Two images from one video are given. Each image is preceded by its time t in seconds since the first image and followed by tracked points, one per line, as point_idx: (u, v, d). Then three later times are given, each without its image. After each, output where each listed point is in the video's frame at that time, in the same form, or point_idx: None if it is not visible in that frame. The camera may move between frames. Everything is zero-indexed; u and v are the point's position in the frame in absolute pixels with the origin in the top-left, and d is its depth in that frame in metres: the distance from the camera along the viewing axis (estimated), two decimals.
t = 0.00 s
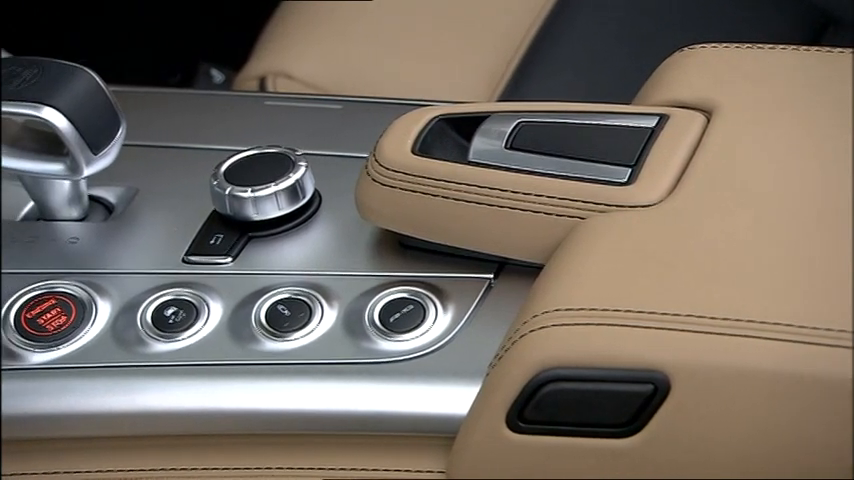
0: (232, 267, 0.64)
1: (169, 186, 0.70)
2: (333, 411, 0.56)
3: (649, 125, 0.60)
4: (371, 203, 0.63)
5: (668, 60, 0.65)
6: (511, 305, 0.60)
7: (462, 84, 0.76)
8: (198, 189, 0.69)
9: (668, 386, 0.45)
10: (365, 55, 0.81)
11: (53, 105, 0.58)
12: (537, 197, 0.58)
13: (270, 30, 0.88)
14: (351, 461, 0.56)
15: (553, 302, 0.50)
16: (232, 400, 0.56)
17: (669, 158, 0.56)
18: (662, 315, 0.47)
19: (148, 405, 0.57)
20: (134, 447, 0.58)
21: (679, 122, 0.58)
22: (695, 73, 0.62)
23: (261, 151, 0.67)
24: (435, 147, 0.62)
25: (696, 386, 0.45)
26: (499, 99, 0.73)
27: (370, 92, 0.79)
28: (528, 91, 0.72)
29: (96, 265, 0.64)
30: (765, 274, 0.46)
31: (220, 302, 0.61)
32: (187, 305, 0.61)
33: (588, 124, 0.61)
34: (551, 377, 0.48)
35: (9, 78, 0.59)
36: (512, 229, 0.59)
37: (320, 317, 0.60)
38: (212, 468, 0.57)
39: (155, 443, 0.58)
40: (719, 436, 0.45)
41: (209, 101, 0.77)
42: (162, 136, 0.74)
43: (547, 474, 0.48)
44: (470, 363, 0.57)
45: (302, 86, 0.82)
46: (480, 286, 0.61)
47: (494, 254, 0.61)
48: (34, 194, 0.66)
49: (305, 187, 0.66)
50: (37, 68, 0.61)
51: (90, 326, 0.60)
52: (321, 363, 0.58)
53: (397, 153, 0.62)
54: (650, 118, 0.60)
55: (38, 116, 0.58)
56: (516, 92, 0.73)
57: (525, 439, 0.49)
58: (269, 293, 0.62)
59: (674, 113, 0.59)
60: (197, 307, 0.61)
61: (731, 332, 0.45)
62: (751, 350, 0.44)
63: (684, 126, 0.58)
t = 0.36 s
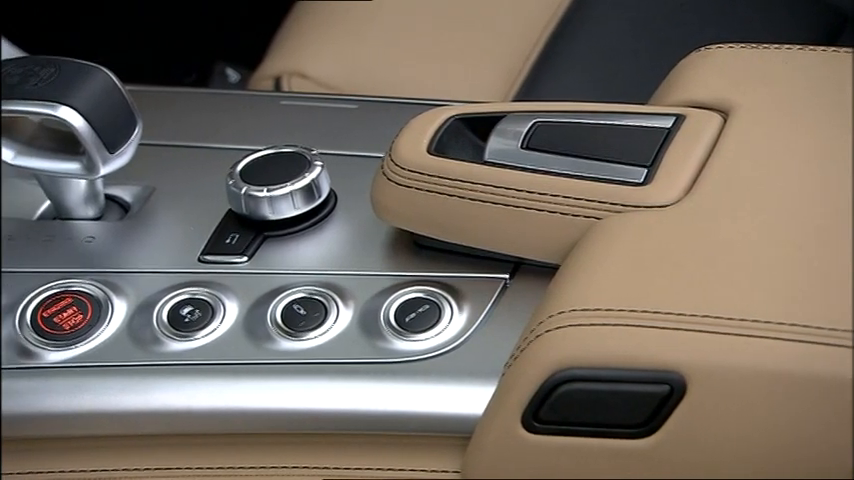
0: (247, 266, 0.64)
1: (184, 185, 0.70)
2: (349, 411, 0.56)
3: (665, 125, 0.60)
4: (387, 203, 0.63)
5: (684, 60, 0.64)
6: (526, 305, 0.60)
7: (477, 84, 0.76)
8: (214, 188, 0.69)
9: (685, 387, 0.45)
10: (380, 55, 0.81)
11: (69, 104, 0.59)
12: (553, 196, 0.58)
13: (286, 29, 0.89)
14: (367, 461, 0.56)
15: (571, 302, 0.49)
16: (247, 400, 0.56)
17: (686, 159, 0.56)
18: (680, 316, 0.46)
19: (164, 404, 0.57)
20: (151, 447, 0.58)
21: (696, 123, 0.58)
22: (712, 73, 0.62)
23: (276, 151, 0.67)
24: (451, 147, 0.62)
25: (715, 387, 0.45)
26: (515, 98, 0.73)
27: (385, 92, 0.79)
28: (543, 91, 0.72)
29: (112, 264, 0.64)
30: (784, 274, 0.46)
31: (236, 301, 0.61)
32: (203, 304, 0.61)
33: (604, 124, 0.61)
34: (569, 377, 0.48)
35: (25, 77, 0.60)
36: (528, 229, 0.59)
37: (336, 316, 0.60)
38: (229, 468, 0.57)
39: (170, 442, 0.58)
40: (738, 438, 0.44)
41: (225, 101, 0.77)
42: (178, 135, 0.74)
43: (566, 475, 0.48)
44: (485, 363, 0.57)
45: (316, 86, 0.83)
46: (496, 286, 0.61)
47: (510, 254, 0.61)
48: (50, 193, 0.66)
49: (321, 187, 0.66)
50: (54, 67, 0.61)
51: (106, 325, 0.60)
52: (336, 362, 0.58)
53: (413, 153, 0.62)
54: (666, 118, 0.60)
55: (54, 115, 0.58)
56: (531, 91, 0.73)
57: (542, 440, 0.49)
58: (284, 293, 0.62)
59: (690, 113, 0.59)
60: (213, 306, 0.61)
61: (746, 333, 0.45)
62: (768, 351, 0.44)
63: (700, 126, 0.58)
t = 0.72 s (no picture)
0: (263, 266, 0.64)
1: (199, 184, 0.70)
2: (364, 411, 0.56)
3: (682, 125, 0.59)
4: (402, 203, 0.63)
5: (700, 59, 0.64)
6: (542, 306, 0.60)
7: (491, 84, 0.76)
8: (229, 188, 0.69)
9: (700, 389, 0.45)
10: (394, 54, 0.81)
11: (86, 103, 0.59)
12: (570, 196, 0.58)
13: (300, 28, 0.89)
14: (380, 460, 0.56)
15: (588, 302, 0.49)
16: (263, 399, 0.57)
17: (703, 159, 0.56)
18: (700, 316, 0.46)
19: (180, 403, 0.57)
20: (164, 446, 0.58)
21: (713, 123, 0.58)
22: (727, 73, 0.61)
23: (293, 150, 0.67)
24: (467, 147, 0.62)
25: (734, 388, 0.45)
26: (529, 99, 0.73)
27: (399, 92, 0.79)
28: (557, 90, 0.72)
29: (128, 263, 0.64)
30: (804, 275, 0.46)
31: (251, 300, 0.62)
32: (219, 304, 0.61)
33: (620, 124, 0.60)
34: (588, 377, 0.48)
35: (44, 76, 0.61)
36: (545, 229, 0.59)
37: (352, 315, 0.60)
38: (244, 467, 0.57)
39: (186, 442, 0.58)
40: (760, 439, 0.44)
41: (240, 99, 0.77)
42: (194, 134, 0.74)
43: (584, 475, 0.48)
44: (501, 363, 0.57)
45: (331, 86, 0.82)
46: (512, 286, 0.61)
47: (526, 254, 0.61)
48: (66, 193, 0.66)
49: (337, 186, 0.66)
50: (71, 66, 0.61)
51: (122, 324, 0.61)
52: (351, 361, 0.58)
53: (429, 152, 0.62)
54: (683, 118, 0.60)
55: (70, 114, 0.59)
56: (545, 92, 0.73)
57: (561, 440, 0.48)
58: (300, 292, 0.62)
59: (706, 114, 0.59)
60: (228, 306, 0.61)
61: (764, 333, 0.45)
62: (791, 352, 0.44)
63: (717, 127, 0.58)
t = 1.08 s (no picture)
0: (279, 265, 0.64)
1: (215, 184, 0.70)
2: (379, 410, 0.56)
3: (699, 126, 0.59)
4: (418, 202, 0.63)
5: (717, 60, 0.64)
6: (558, 306, 0.60)
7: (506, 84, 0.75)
8: (245, 187, 0.69)
9: (717, 391, 0.45)
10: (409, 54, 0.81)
11: (103, 102, 0.59)
12: (586, 196, 0.58)
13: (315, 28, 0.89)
14: (394, 460, 0.56)
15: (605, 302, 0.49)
16: (278, 398, 0.57)
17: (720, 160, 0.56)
18: (718, 317, 0.46)
19: (196, 402, 0.57)
20: (180, 445, 0.58)
21: (730, 123, 0.58)
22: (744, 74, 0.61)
23: (309, 150, 0.67)
24: (483, 147, 0.62)
25: (757, 389, 0.44)
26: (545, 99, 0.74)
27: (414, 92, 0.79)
28: (573, 90, 0.73)
29: (144, 262, 0.64)
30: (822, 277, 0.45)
31: (267, 300, 0.62)
32: (235, 303, 0.61)
33: (637, 125, 0.60)
34: (606, 377, 0.48)
35: (61, 76, 0.61)
36: (561, 229, 0.59)
37: (367, 315, 0.60)
38: (260, 466, 0.57)
39: (201, 440, 0.58)
40: (782, 441, 0.44)
41: (256, 98, 0.77)
42: (210, 133, 0.74)
43: (603, 475, 0.48)
44: (518, 363, 0.57)
45: (346, 85, 0.82)
46: (527, 286, 0.61)
47: (542, 254, 0.61)
48: (83, 192, 0.66)
49: (353, 186, 0.66)
50: (89, 65, 0.62)
51: (138, 324, 0.61)
52: (367, 361, 0.58)
53: (446, 152, 0.62)
54: (700, 119, 0.60)
55: (88, 113, 0.59)
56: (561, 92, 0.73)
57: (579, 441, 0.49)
58: (316, 292, 0.62)
59: (724, 114, 0.59)
60: (244, 305, 0.61)
61: (785, 334, 0.44)
62: (814, 354, 0.44)
63: (734, 127, 0.57)
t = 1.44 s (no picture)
0: (293, 265, 0.64)
1: (229, 183, 0.70)
2: (393, 410, 0.56)
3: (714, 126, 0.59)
4: (433, 202, 0.63)
5: (733, 60, 0.64)
6: (573, 306, 0.60)
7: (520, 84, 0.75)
8: (259, 187, 0.69)
9: (732, 391, 0.45)
10: (423, 53, 0.81)
11: (118, 102, 0.59)
12: (601, 196, 0.58)
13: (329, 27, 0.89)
14: (408, 460, 0.56)
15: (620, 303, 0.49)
16: (292, 397, 0.57)
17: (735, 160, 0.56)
18: (729, 317, 0.46)
19: (210, 401, 0.57)
20: (195, 443, 0.58)
21: (746, 124, 0.58)
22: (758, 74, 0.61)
23: (324, 150, 0.67)
24: (498, 147, 0.62)
25: (773, 390, 0.44)
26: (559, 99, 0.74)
27: (428, 91, 0.79)
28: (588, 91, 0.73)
29: (159, 261, 0.64)
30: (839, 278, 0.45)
31: (281, 300, 0.62)
32: (250, 303, 0.61)
33: (652, 125, 0.60)
34: (622, 377, 0.48)
35: (77, 75, 0.61)
36: (575, 229, 0.59)
37: (381, 314, 0.60)
38: (275, 466, 0.57)
39: (215, 439, 0.58)
40: (802, 444, 0.44)
41: (270, 98, 0.77)
42: (225, 133, 0.74)
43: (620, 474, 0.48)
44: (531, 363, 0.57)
45: (361, 85, 0.82)
46: (542, 286, 0.61)
47: (556, 254, 0.61)
48: (99, 191, 0.67)
49: (367, 186, 0.66)
50: (104, 65, 0.62)
51: (153, 322, 0.61)
52: (380, 361, 0.58)
53: (460, 152, 0.62)
54: (715, 119, 0.60)
55: (103, 112, 0.59)
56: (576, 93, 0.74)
57: (595, 441, 0.49)
58: (330, 292, 0.62)
59: (739, 114, 0.59)
60: (259, 304, 0.61)
61: (798, 336, 0.44)
62: (832, 356, 0.43)
63: (749, 127, 0.57)
